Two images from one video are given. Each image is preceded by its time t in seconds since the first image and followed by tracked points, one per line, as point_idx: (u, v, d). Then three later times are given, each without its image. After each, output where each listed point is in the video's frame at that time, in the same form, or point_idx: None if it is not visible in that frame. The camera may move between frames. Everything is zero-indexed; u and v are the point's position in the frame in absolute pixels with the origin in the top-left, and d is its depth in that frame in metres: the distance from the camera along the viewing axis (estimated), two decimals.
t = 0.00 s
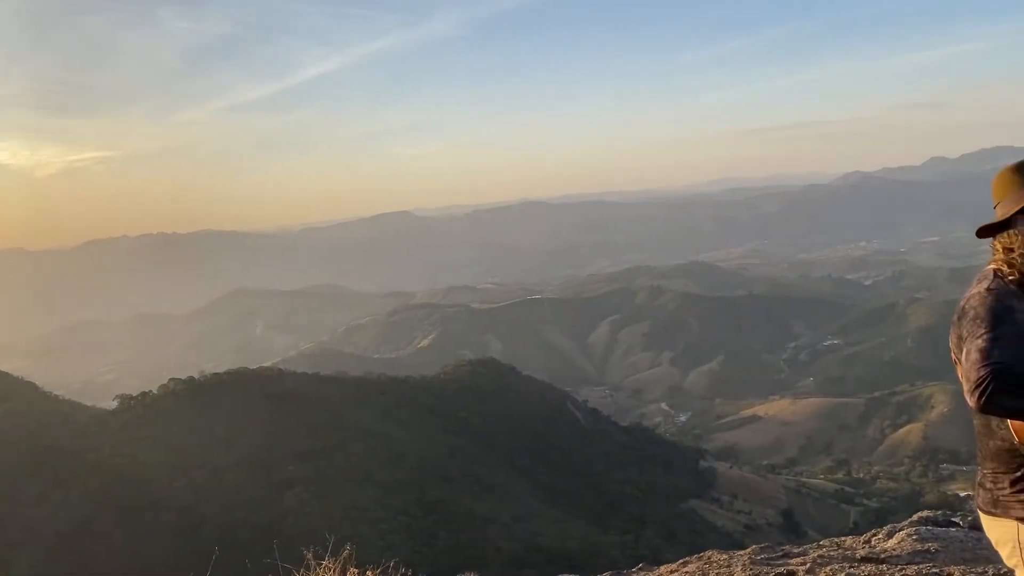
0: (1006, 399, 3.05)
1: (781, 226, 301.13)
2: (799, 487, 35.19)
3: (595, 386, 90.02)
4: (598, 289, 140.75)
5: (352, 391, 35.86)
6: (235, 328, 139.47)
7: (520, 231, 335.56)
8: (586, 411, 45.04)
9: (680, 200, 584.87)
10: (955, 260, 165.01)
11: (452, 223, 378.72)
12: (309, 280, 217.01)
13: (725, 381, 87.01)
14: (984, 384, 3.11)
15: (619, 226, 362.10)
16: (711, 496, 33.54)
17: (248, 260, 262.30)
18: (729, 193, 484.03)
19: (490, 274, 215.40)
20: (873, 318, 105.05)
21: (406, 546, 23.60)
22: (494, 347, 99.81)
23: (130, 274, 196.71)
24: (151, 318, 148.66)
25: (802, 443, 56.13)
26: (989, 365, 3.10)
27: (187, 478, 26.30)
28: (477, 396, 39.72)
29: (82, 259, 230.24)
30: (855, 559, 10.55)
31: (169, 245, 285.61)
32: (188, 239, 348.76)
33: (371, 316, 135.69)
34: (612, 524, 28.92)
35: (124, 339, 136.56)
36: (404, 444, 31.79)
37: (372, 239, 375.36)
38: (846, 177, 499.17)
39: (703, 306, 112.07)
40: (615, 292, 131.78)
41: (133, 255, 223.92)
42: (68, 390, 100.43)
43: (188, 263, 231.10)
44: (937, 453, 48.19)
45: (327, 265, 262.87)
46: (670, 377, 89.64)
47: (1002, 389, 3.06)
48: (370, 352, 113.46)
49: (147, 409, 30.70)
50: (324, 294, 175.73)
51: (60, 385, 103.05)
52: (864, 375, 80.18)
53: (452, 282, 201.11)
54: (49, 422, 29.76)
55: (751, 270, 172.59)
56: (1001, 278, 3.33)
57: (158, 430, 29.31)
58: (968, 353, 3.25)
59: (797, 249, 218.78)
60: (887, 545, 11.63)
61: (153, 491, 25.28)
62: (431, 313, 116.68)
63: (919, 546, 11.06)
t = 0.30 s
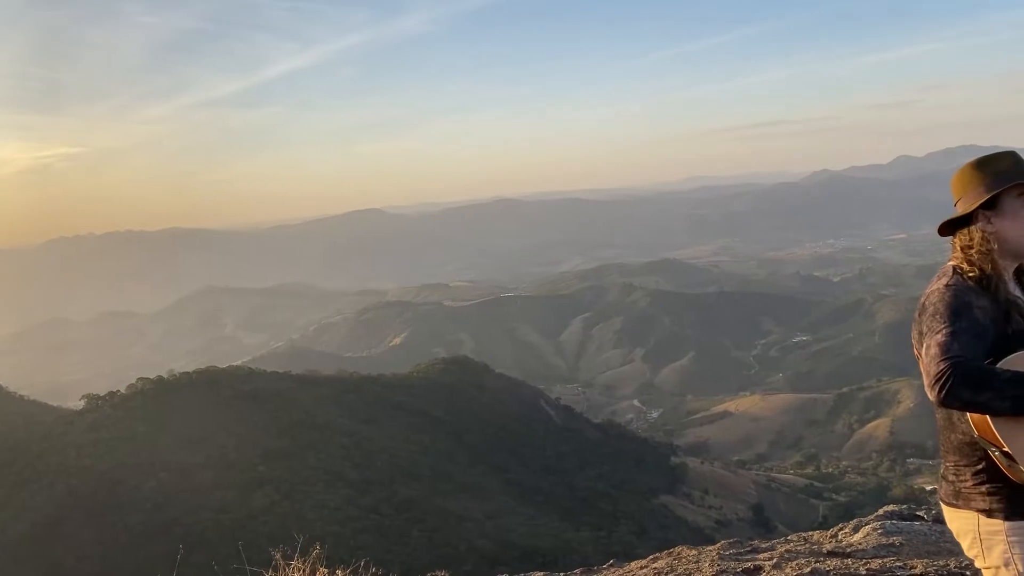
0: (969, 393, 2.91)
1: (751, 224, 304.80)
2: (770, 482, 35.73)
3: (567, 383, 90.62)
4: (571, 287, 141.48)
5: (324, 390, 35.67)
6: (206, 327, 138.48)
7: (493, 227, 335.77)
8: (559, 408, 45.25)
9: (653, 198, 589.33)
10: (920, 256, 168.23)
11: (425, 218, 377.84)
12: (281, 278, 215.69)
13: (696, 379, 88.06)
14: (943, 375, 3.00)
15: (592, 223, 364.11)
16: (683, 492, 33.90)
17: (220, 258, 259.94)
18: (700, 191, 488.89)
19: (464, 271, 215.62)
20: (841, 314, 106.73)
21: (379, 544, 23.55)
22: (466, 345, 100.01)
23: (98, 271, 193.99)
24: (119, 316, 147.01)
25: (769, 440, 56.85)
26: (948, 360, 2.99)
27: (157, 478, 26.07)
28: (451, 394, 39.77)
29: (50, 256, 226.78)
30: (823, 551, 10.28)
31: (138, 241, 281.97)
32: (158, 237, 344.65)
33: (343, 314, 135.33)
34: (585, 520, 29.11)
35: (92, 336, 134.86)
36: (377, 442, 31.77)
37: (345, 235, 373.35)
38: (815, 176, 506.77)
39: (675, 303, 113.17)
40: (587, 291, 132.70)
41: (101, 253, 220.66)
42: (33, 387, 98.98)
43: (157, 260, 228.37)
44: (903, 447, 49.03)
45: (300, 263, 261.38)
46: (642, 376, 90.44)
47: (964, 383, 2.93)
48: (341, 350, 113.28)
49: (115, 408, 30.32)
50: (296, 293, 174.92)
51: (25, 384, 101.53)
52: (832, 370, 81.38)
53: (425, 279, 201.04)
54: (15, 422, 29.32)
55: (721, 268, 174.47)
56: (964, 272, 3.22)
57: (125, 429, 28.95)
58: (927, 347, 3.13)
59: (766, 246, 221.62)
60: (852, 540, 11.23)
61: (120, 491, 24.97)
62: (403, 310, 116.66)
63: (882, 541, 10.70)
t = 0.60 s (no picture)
0: (935, 384, 2.78)
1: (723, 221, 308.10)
2: (742, 477, 36.19)
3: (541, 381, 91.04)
4: (544, 284, 142.06)
5: (296, 388, 35.37)
6: (177, 325, 137.13)
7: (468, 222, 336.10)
8: (533, 405, 45.35)
9: (627, 195, 593.08)
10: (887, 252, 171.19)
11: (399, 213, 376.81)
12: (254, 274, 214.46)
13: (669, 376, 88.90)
14: (912, 367, 2.85)
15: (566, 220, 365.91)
16: (656, 488, 34.13)
17: (192, 255, 257.43)
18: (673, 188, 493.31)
19: (438, 268, 215.79)
20: (811, 310, 108.30)
21: (352, 543, 23.39)
22: (441, 343, 100.09)
23: (67, 268, 191.10)
24: (88, 314, 145.10)
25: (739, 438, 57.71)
26: (914, 354, 2.84)
27: (125, 479, 25.64)
28: (425, 392, 39.62)
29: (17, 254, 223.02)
30: (793, 545, 9.82)
31: (109, 237, 278.16)
32: (129, 234, 340.28)
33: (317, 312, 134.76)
34: (559, 516, 29.21)
35: (60, 334, 132.93)
36: (351, 441, 31.60)
37: (319, 230, 371.45)
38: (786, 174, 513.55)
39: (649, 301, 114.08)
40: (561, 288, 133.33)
41: (69, 251, 217.79)
42: None
43: (127, 256, 225.68)
44: (873, 442, 49.73)
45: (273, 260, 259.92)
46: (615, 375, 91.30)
47: (929, 374, 2.80)
48: (315, 348, 112.87)
49: (82, 409, 29.79)
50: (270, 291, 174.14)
51: None
52: (801, 366, 82.55)
53: (400, 276, 200.85)
54: None
55: (693, 265, 176.24)
56: (928, 266, 3.10)
57: (92, 429, 28.44)
58: (893, 340, 3.00)
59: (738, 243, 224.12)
60: (821, 533, 10.70)
61: (88, 492, 24.57)
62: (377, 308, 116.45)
63: (851, 533, 10.19)
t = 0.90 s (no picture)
0: (901, 389, 3.07)
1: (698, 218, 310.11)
2: (715, 471, 36.61)
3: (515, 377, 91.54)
4: (520, 280, 142.26)
5: (270, 384, 35.17)
6: (148, 322, 135.90)
7: (445, 218, 335.41)
8: (509, 401, 45.47)
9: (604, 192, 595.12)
10: (858, 248, 173.32)
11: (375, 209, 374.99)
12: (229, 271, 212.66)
13: (642, 373, 89.62)
14: (879, 372, 3.13)
15: (543, 217, 366.18)
16: (631, 483, 34.43)
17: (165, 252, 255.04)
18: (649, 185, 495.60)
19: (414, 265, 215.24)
20: (784, 306, 109.37)
21: (327, 541, 23.29)
22: (415, 339, 100.16)
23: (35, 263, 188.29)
24: (57, 311, 143.05)
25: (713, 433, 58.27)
26: (884, 357, 3.11)
27: (96, 477, 25.35)
28: (400, 389, 39.59)
29: None
30: (764, 539, 9.90)
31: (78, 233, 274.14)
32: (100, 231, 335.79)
33: (290, 309, 133.97)
34: (534, 512, 29.32)
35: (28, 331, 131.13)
36: (325, 438, 31.52)
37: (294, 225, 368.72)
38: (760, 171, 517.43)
39: (623, 297, 114.93)
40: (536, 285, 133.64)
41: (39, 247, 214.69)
42: None
43: (98, 252, 223.09)
44: (845, 435, 50.33)
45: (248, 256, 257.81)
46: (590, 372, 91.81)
47: (897, 378, 3.08)
48: (288, 345, 112.37)
49: (52, 406, 29.41)
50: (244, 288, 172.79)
51: None
52: (774, 361, 83.44)
53: (375, 272, 200.24)
54: None
55: (668, 262, 177.37)
56: (895, 268, 3.37)
57: (61, 427, 28.08)
58: (864, 341, 3.27)
59: (713, 241, 225.75)
60: (792, 527, 10.72)
61: (58, 490, 24.27)
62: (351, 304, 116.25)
63: (823, 526, 10.25)
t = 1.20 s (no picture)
0: (868, 380, 3.16)
1: (674, 214, 312.24)
2: (692, 465, 36.91)
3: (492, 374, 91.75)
4: (497, 277, 142.41)
5: (246, 381, 34.90)
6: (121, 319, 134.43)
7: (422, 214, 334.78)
8: (487, 396, 45.49)
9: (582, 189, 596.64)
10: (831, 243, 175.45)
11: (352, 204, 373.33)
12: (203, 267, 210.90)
13: (619, 370, 90.24)
14: (848, 362, 3.22)
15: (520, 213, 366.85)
16: (608, 477, 34.63)
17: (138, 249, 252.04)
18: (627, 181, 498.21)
19: (392, 261, 214.77)
20: (759, 301, 110.42)
21: (304, 537, 23.23)
22: (392, 336, 100.06)
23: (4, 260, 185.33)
24: (26, 309, 140.91)
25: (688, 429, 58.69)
26: (850, 348, 3.20)
27: (69, 474, 25.05)
28: (378, 386, 39.50)
29: None
30: (737, 531, 10.00)
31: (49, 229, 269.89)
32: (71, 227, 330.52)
33: (266, 305, 133.14)
34: (511, 507, 29.44)
35: None
36: (302, 435, 31.39)
37: (269, 220, 366.19)
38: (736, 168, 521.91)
39: (600, 294, 115.45)
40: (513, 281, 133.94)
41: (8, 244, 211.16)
42: None
43: (69, 249, 219.91)
44: (818, 429, 50.98)
45: (223, 252, 255.83)
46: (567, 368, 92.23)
47: (863, 369, 3.17)
48: (264, 341, 111.72)
49: (23, 404, 28.98)
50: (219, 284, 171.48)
51: None
52: (749, 355, 84.25)
53: (352, 269, 199.45)
54: None
55: (645, 258, 178.33)
56: (864, 258, 3.45)
57: (32, 424, 27.67)
58: (833, 332, 3.37)
59: (689, 237, 227.39)
60: (765, 518, 10.84)
61: (29, 488, 23.94)
62: (327, 300, 115.77)
63: (795, 518, 10.35)
